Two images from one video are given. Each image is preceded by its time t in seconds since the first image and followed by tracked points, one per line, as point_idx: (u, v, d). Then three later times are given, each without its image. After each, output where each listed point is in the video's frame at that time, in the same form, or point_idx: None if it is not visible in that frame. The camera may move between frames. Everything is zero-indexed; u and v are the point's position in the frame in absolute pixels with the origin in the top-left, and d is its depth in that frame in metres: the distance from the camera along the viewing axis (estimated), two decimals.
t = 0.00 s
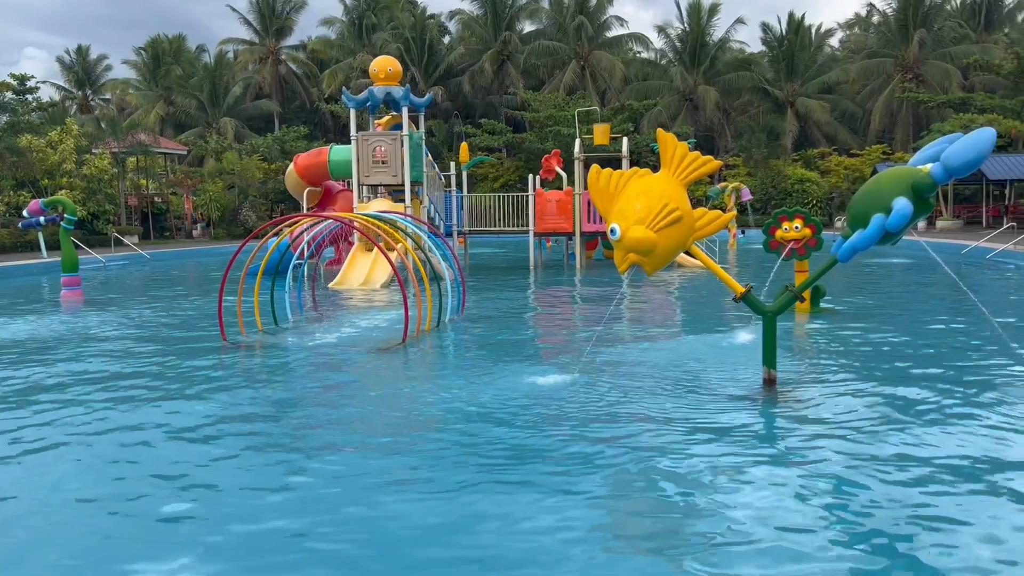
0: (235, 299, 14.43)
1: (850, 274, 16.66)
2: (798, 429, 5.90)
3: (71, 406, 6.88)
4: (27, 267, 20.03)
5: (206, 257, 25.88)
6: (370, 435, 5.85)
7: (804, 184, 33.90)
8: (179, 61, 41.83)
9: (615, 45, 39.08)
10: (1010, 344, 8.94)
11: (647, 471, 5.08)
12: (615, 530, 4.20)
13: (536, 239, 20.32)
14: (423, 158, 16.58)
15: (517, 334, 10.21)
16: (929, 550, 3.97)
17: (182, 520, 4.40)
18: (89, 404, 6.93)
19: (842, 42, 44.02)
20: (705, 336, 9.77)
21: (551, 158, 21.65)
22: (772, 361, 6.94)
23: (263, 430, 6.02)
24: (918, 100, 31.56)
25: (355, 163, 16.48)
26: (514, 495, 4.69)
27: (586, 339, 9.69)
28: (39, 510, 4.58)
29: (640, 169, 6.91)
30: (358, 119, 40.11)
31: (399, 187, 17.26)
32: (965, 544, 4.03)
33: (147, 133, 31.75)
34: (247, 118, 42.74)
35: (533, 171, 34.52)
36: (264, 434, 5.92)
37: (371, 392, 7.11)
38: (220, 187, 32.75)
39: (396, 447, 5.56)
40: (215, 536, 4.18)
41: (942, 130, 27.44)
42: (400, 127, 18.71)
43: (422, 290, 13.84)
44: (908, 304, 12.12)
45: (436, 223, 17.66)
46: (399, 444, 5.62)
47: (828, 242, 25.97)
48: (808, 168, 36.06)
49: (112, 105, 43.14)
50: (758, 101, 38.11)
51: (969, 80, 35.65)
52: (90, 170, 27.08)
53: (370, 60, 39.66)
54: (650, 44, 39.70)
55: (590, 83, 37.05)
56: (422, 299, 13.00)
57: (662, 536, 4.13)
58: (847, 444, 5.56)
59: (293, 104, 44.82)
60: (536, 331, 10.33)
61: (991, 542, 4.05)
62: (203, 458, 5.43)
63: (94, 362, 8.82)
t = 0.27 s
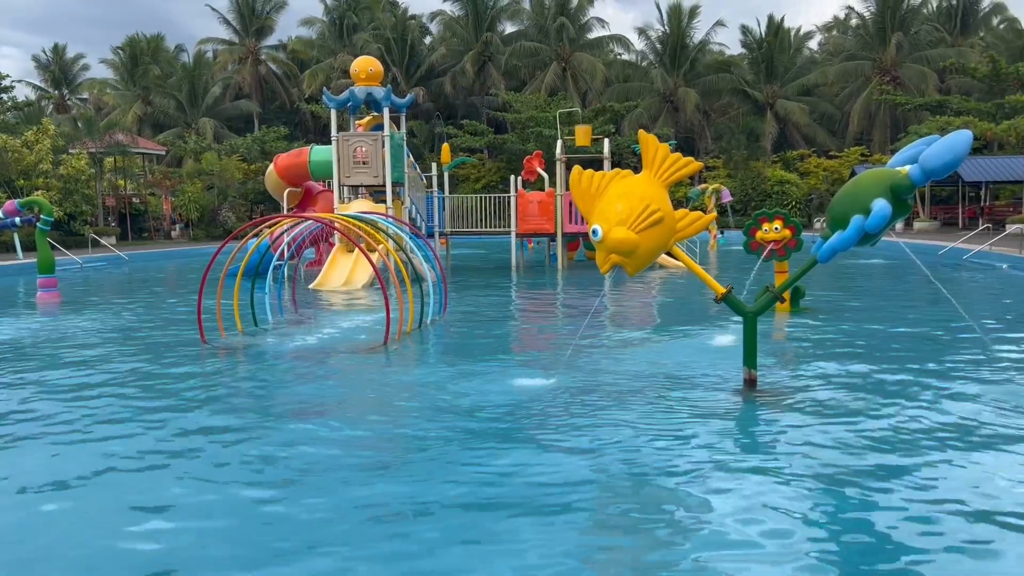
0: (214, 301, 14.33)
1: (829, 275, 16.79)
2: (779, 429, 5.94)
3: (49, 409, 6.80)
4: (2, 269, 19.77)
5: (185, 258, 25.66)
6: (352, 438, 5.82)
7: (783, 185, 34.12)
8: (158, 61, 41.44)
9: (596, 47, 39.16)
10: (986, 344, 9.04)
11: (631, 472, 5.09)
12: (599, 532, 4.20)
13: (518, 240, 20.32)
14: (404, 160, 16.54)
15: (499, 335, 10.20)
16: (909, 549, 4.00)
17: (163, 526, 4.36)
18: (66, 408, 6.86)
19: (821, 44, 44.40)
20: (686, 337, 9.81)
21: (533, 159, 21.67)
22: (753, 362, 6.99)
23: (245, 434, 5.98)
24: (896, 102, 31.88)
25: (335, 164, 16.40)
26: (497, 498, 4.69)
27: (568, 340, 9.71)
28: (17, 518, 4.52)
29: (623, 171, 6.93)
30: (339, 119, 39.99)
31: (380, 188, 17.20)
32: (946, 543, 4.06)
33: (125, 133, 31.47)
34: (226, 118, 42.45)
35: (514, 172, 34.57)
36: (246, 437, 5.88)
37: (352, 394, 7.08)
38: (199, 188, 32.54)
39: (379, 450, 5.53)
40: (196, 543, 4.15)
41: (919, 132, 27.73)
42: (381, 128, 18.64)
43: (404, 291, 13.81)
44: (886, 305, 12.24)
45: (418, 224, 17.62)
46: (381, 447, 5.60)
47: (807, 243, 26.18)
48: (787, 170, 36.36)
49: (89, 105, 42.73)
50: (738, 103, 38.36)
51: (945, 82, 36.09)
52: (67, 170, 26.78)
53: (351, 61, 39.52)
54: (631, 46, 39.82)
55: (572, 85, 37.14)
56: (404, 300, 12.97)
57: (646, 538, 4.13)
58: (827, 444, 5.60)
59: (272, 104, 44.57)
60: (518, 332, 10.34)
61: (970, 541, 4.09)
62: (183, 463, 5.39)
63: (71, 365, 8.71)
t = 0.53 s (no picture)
0: (196, 303, 14.21)
1: (811, 277, 16.89)
2: (763, 429, 5.97)
3: (28, 412, 6.72)
4: None
5: (165, 260, 25.45)
6: (337, 439, 5.79)
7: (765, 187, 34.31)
8: (138, 61, 41.07)
9: (579, 48, 39.22)
10: (966, 344, 9.12)
11: (615, 472, 5.10)
12: (582, 533, 4.19)
13: (501, 241, 20.31)
14: (387, 161, 16.48)
15: (483, 336, 10.19)
16: (891, 549, 4.01)
17: (146, 528, 4.32)
18: (45, 410, 6.78)
19: (801, 47, 44.66)
20: (669, 337, 9.85)
21: (516, 161, 21.68)
22: (737, 362, 7.02)
23: (227, 435, 5.94)
24: (876, 105, 32.15)
25: (318, 165, 16.33)
26: (480, 499, 4.67)
27: (552, 342, 9.72)
28: None
29: (607, 172, 6.94)
30: (321, 120, 39.79)
31: (363, 189, 17.13)
32: (928, 543, 4.07)
33: (103, 134, 31.12)
34: (207, 118, 42.15)
35: (498, 173, 34.54)
36: (228, 439, 5.84)
37: (336, 396, 7.04)
38: (180, 189, 32.29)
39: (362, 451, 5.51)
40: (178, 545, 4.11)
41: (899, 134, 27.98)
42: (364, 129, 18.58)
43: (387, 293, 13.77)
44: (867, 305, 12.33)
45: (401, 225, 17.57)
46: (366, 448, 5.57)
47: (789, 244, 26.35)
48: (769, 172, 36.55)
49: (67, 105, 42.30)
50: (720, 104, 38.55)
51: (924, 85, 36.46)
52: (45, 170, 26.50)
53: (333, 61, 39.35)
54: (614, 48, 39.90)
55: (555, 86, 37.19)
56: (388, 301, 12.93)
57: (631, 539, 4.13)
58: (810, 443, 5.64)
59: (254, 104, 44.31)
60: (503, 334, 10.33)
61: (954, 539, 4.11)
62: (165, 464, 5.34)
63: (50, 368, 8.61)
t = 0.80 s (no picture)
0: (179, 305, 14.10)
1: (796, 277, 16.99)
2: (750, 429, 5.97)
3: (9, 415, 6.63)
4: None
5: (148, 261, 25.26)
6: (323, 441, 5.75)
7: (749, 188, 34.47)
8: (121, 61, 40.78)
9: (564, 50, 39.26)
10: (949, 344, 9.18)
11: (602, 473, 5.09)
12: (568, 535, 4.17)
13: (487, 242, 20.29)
14: (372, 161, 16.42)
15: (470, 338, 10.17)
16: (875, 548, 4.02)
17: (127, 532, 4.27)
18: (26, 413, 6.70)
19: (785, 49, 44.92)
20: (655, 338, 9.86)
21: (502, 161, 21.66)
22: (723, 362, 7.03)
23: (212, 438, 5.88)
24: (859, 106, 32.36)
25: (303, 165, 16.24)
26: (466, 501, 4.64)
27: (539, 343, 9.70)
28: None
29: (593, 173, 6.94)
30: (305, 121, 39.63)
31: (348, 190, 17.06)
32: (912, 542, 4.08)
33: (85, 134, 30.85)
34: (190, 119, 41.91)
35: (484, 174, 34.52)
36: (213, 442, 5.79)
37: (322, 398, 6.99)
38: (163, 190, 32.09)
39: (348, 454, 5.47)
40: (160, 549, 4.06)
41: (882, 136, 28.17)
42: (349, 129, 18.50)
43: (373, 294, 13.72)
44: (853, 306, 12.41)
45: (386, 226, 17.51)
46: (352, 451, 5.54)
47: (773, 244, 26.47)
48: (753, 172, 36.74)
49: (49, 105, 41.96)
50: (704, 106, 38.72)
51: (906, 87, 36.75)
52: (26, 171, 26.25)
53: (317, 62, 39.23)
54: (599, 49, 39.97)
55: (540, 87, 37.23)
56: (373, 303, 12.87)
57: (617, 539, 4.11)
58: (797, 442, 5.65)
59: (238, 105, 44.10)
60: (489, 335, 10.30)
61: (941, 538, 4.13)
62: (148, 467, 5.28)
63: (32, 370, 8.50)
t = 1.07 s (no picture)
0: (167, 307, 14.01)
1: (784, 277, 17.05)
2: (740, 429, 5.98)
3: None
4: None
5: (135, 263, 25.08)
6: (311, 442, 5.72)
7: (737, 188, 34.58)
8: (106, 61, 40.51)
9: (552, 50, 39.26)
10: (936, 343, 9.22)
11: (591, 473, 5.09)
12: (555, 536, 4.16)
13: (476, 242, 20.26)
14: (361, 162, 16.37)
15: (459, 338, 10.15)
16: (864, 548, 4.02)
17: (115, 536, 4.23)
18: (12, 416, 6.64)
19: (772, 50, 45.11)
20: (645, 338, 9.87)
21: (491, 163, 21.66)
22: (712, 362, 7.04)
23: (200, 440, 5.84)
24: (846, 107, 32.50)
25: (291, 166, 16.19)
26: (456, 502, 4.63)
27: (528, 343, 9.69)
28: None
29: (582, 173, 6.94)
30: (293, 121, 39.48)
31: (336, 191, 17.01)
32: (901, 542, 4.09)
33: (72, 135, 30.62)
34: (177, 120, 41.69)
35: (472, 174, 34.49)
36: (201, 444, 5.75)
37: (311, 400, 6.96)
38: (150, 191, 31.88)
39: (337, 455, 5.44)
40: (148, 552, 4.03)
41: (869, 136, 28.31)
42: (337, 130, 18.45)
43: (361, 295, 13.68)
44: (840, 305, 12.45)
45: (375, 227, 17.47)
46: (341, 452, 5.51)
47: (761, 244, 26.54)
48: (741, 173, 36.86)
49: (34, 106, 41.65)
50: (692, 107, 38.83)
51: (893, 87, 36.96)
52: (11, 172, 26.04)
53: (305, 62, 39.10)
54: (587, 50, 40.01)
55: (528, 88, 37.24)
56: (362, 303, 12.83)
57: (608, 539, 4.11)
58: (786, 442, 5.66)
59: (225, 105, 43.90)
60: (479, 336, 10.28)
61: (928, 536, 4.15)
62: (135, 471, 5.24)
63: (17, 373, 8.43)
